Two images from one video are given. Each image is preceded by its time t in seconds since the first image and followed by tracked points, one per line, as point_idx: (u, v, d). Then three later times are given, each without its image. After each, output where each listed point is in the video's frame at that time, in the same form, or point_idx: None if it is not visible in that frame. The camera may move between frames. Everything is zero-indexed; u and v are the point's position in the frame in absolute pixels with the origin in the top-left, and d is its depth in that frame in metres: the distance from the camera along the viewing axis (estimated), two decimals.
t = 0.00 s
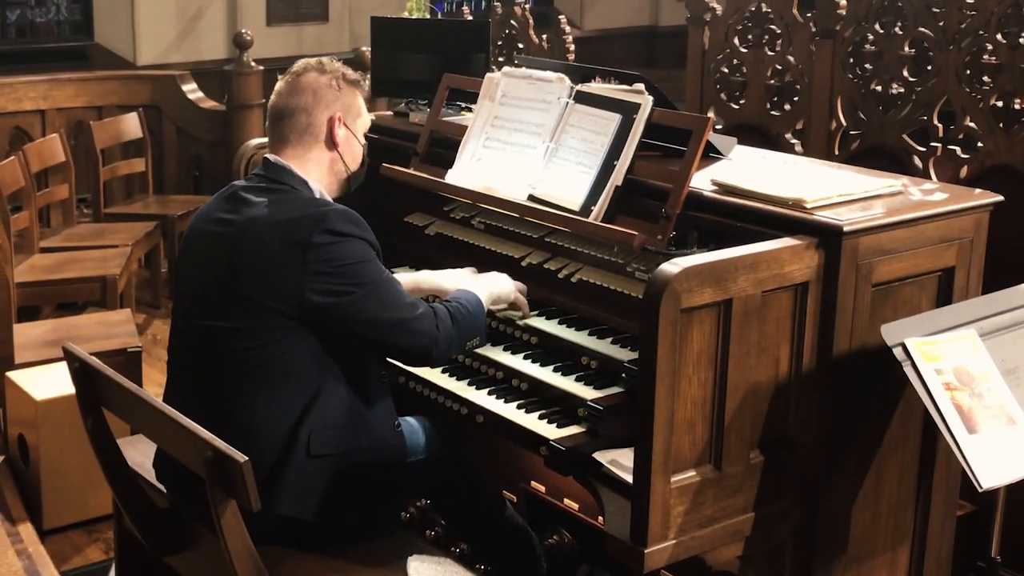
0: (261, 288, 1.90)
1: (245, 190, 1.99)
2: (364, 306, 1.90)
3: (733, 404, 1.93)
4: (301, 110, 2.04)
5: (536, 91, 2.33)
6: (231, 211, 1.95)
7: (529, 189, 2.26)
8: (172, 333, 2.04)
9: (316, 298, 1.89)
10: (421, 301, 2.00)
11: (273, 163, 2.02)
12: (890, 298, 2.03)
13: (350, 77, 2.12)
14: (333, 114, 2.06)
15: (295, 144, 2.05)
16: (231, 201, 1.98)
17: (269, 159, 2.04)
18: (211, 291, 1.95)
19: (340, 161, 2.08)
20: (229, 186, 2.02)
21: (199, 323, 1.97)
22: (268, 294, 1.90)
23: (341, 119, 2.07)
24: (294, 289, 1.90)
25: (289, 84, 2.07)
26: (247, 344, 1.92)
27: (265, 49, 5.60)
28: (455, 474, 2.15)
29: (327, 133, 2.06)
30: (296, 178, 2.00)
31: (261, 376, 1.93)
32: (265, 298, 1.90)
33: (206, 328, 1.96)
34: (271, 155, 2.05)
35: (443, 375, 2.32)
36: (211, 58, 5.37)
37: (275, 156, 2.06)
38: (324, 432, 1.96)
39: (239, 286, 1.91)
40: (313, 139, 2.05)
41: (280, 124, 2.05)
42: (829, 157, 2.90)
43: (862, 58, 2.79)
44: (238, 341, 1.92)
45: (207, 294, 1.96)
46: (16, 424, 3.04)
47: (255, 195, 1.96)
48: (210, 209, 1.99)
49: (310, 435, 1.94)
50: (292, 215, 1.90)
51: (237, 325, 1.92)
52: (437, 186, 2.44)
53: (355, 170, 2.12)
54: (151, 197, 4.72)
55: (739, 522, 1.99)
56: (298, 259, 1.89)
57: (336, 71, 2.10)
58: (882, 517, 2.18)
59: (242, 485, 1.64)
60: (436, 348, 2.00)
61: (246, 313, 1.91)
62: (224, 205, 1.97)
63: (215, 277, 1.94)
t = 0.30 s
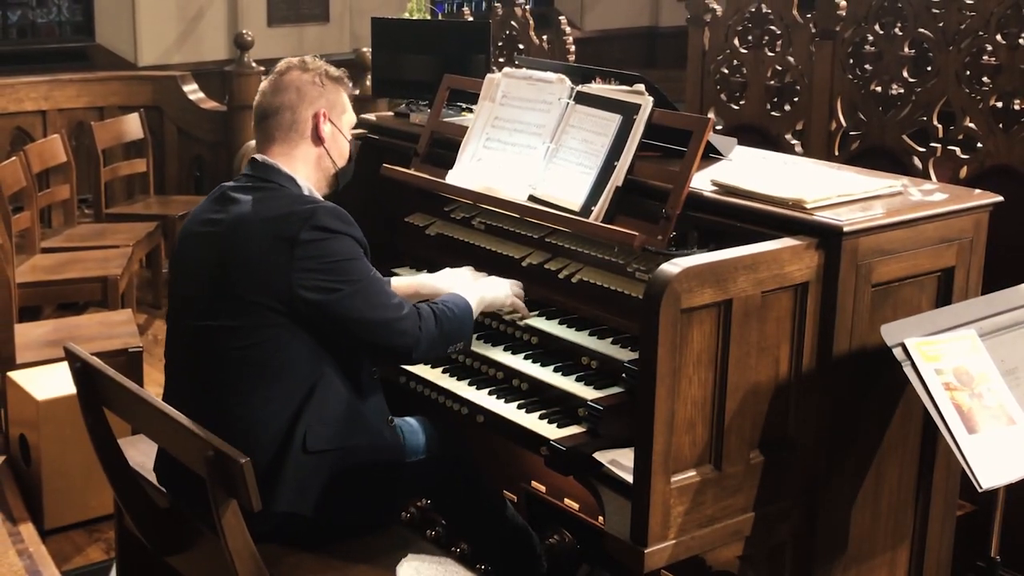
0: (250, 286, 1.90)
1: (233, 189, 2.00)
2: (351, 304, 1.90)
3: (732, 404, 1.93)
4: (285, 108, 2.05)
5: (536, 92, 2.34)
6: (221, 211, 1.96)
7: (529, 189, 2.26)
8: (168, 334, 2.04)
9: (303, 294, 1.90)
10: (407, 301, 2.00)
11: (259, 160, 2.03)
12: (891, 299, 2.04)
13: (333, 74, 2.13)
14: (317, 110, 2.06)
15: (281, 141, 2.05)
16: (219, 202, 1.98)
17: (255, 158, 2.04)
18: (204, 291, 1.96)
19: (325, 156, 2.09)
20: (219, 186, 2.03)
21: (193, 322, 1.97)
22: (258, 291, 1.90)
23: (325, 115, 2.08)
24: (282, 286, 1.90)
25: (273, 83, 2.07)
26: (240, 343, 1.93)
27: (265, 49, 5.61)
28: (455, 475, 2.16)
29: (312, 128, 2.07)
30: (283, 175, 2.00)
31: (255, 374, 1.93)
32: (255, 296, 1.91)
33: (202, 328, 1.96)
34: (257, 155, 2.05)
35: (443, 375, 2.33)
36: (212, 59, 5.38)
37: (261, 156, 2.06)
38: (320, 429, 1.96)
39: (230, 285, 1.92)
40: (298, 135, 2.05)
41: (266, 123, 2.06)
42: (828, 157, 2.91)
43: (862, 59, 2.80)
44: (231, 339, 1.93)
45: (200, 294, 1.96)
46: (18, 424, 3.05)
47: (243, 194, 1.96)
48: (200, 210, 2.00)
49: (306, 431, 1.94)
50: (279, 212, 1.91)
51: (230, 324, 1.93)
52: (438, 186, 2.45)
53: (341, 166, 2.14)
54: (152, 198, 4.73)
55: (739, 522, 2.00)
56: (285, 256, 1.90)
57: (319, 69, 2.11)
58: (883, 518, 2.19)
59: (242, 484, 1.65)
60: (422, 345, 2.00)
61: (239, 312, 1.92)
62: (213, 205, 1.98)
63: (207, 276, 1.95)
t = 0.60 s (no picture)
0: (243, 286, 1.91)
1: (224, 191, 2.00)
2: (344, 301, 1.91)
3: (731, 404, 1.93)
4: (273, 106, 2.06)
5: (536, 92, 2.34)
6: (212, 212, 1.97)
7: (530, 189, 2.27)
8: (164, 336, 2.04)
9: (296, 292, 1.90)
10: (399, 298, 2.01)
11: (248, 160, 2.03)
12: (891, 299, 2.05)
13: (321, 74, 2.13)
14: (304, 108, 2.07)
15: (268, 139, 2.06)
16: (210, 203, 1.99)
17: (245, 157, 2.05)
18: (197, 292, 1.96)
19: (312, 153, 2.09)
20: (209, 188, 2.03)
21: (189, 323, 1.98)
22: (250, 290, 1.91)
23: (313, 114, 2.08)
24: (274, 284, 1.90)
25: (260, 82, 2.08)
26: (235, 343, 1.93)
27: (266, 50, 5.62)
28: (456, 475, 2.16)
29: (299, 127, 2.07)
30: (272, 174, 2.00)
31: (249, 373, 1.94)
32: (248, 295, 1.91)
33: (197, 328, 1.97)
34: (247, 155, 2.05)
35: (443, 375, 2.33)
36: (213, 59, 5.40)
37: (251, 155, 2.06)
38: (318, 426, 1.96)
39: (223, 285, 1.93)
40: (285, 133, 2.06)
41: (254, 122, 2.07)
42: (829, 157, 2.91)
43: (862, 60, 2.80)
44: (226, 338, 1.94)
45: (194, 295, 1.97)
46: (19, 424, 3.05)
47: (234, 195, 1.97)
48: (191, 211, 2.01)
49: (303, 429, 1.95)
50: (269, 211, 1.92)
51: (226, 323, 1.94)
52: (439, 186, 2.46)
53: (329, 165, 2.14)
54: (153, 198, 4.73)
55: (739, 522, 2.00)
56: (276, 254, 1.90)
57: (307, 69, 2.12)
58: (882, 518, 2.19)
59: (242, 484, 1.65)
60: (416, 341, 2.01)
61: (233, 311, 1.93)
62: (204, 207, 1.98)
63: (200, 277, 1.95)
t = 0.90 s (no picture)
0: (240, 283, 1.92)
1: (218, 190, 2.00)
2: (342, 294, 1.92)
3: (731, 404, 1.94)
4: (271, 106, 2.06)
5: (536, 92, 2.35)
6: (208, 211, 1.97)
7: (530, 189, 2.28)
8: (162, 336, 2.05)
9: (294, 286, 1.91)
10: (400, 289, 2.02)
11: (241, 160, 2.03)
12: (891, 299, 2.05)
13: (320, 77, 2.14)
14: (302, 109, 2.07)
15: (265, 139, 2.06)
16: (206, 203, 1.99)
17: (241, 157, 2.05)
18: (195, 292, 1.97)
19: (307, 156, 2.10)
20: (204, 188, 2.04)
21: (187, 323, 1.99)
22: (248, 287, 1.92)
23: (310, 116, 2.09)
24: (271, 280, 1.91)
25: (259, 82, 2.09)
26: (235, 341, 1.94)
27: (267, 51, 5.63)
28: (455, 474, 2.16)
29: (296, 128, 2.08)
30: (266, 173, 2.01)
31: (249, 370, 1.95)
32: (246, 293, 1.92)
33: (196, 328, 1.98)
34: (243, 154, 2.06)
35: (443, 375, 2.34)
36: (214, 60, 5.41)
37: (247, 154, 2.06)
38: (318, 423, 1.96)
39: (220, 284, 1.93)
40: (281, 134, 2.06)
41: (252, 122, 2.07)
42: (829, 158, 2.92)
43: (862, 60, 2.81)
44: (226, 336, 1.94)
45: (193, 295, 1.97)
46: (20, 424, 3.06)
47: (228, 194, 1.97)
48: (188, 212, 2.01)
49: (302, 426, 1.95)
50: (265, 207, 1.92)
51: (225, 322, 1.94)
52: (439, 185, 2.46)
53: (324, 168, 2.15)
54: (154, 198, 4.74)
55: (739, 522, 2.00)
56: (274, 250, 1.91)
57: (307, 71, 2.13)
58: (881, 517, 2.20)
59: (243, 483, 1.65)
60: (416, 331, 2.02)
61: (232, 310, 1.93)
62: (200, 208, 1.99)
63: (198, 276, 1.96)
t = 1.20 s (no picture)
0: (245, 282, 1.92)
1: (226, 189, 2.01)
2: (345, 298, 1.92)
3: (731, 404, 1.94)
4: (284, 110, 2.07)
5: (536, 92, 2.36)
6: (215, 209, 1.98)
7: (529, 190, 2.28)
8: (165, 334, 2.05)
9: (298, 287, 1.91)
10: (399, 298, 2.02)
11: (251, 160, 2.04)
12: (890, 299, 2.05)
13: (334, 83, 2.15)
14: (314, 114, 2.08)
15: (275, 142, 2.07)
16: (213, 201, 2.00)
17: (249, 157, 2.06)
18: (200, 289, 1.97)
19: (317, 160, 2.10)
20: (212, 186, 2.04)
21: (191, 321, 1.99)
22: (253, 287, 1.92)
23: (322, 121, 2.09)
24: (277, 280, 1.92)
25: (273, 85, 2.10)
26: (237, 339, 1.94)
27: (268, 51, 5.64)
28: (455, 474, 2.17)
29: (306, 132, 2.08)
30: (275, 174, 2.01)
31: (251, 370, 1.95)
32: (251, 292, 1.92)
33: (199, 326, 1.98)
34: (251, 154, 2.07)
35: (443, 375, 2.34)
36: (215, 61, 5.41)
37: (255, 155, 2.07)
38: (319, 424, 1.97)
39: (225, 282, 1.94)
40: (292, 137, 2.07)
41: (263, 124, 2.08)
42: (829, 158, 2.92)
43: (862, 61, 2.81)
44: (228, 335, 1.95)
45: (196, 293, 1.98)
46: (21, 424, 3.06)
47: (237, 193, 1.98)
48: (194, 209, 2.02)
49: (303, 426, 1.95)
50: (273, 207, 1.93)
51: (228, 320, 1.95)
52: (439, 185, 2.47)
53: (334, 174, 2.15)
54: (154, 199, 4.74)
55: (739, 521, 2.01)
56: (279, 250, 1.91)
57: (321, 76, 2.14)
58: (881, 517, 2.20)
59: (245, 484, 1.66)
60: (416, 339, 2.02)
61: (235, 308, 1.94)
62: (207, 205, 1.99)
63: (202, 274, 1.96)
